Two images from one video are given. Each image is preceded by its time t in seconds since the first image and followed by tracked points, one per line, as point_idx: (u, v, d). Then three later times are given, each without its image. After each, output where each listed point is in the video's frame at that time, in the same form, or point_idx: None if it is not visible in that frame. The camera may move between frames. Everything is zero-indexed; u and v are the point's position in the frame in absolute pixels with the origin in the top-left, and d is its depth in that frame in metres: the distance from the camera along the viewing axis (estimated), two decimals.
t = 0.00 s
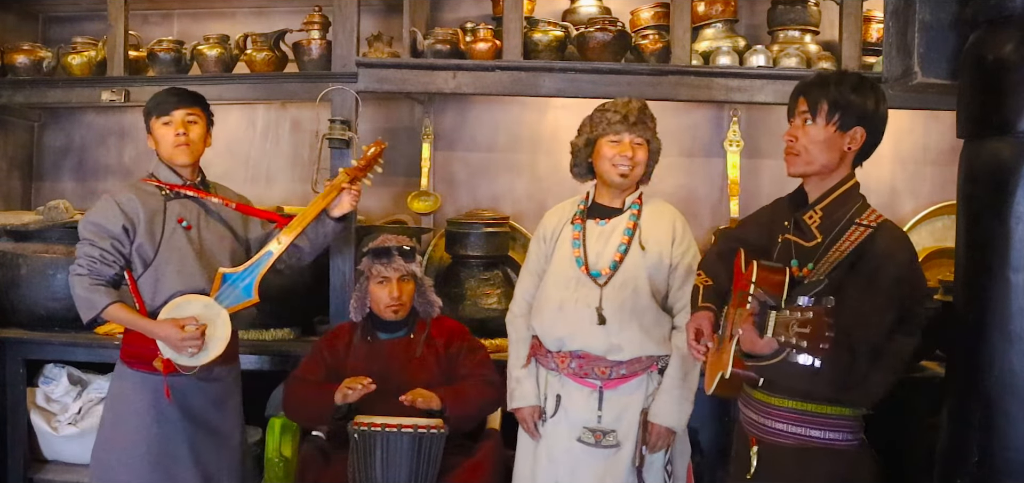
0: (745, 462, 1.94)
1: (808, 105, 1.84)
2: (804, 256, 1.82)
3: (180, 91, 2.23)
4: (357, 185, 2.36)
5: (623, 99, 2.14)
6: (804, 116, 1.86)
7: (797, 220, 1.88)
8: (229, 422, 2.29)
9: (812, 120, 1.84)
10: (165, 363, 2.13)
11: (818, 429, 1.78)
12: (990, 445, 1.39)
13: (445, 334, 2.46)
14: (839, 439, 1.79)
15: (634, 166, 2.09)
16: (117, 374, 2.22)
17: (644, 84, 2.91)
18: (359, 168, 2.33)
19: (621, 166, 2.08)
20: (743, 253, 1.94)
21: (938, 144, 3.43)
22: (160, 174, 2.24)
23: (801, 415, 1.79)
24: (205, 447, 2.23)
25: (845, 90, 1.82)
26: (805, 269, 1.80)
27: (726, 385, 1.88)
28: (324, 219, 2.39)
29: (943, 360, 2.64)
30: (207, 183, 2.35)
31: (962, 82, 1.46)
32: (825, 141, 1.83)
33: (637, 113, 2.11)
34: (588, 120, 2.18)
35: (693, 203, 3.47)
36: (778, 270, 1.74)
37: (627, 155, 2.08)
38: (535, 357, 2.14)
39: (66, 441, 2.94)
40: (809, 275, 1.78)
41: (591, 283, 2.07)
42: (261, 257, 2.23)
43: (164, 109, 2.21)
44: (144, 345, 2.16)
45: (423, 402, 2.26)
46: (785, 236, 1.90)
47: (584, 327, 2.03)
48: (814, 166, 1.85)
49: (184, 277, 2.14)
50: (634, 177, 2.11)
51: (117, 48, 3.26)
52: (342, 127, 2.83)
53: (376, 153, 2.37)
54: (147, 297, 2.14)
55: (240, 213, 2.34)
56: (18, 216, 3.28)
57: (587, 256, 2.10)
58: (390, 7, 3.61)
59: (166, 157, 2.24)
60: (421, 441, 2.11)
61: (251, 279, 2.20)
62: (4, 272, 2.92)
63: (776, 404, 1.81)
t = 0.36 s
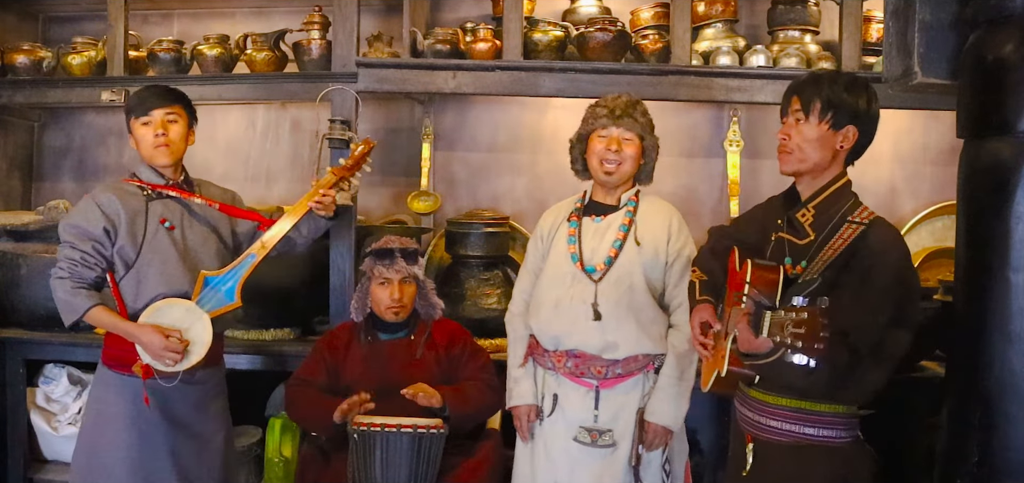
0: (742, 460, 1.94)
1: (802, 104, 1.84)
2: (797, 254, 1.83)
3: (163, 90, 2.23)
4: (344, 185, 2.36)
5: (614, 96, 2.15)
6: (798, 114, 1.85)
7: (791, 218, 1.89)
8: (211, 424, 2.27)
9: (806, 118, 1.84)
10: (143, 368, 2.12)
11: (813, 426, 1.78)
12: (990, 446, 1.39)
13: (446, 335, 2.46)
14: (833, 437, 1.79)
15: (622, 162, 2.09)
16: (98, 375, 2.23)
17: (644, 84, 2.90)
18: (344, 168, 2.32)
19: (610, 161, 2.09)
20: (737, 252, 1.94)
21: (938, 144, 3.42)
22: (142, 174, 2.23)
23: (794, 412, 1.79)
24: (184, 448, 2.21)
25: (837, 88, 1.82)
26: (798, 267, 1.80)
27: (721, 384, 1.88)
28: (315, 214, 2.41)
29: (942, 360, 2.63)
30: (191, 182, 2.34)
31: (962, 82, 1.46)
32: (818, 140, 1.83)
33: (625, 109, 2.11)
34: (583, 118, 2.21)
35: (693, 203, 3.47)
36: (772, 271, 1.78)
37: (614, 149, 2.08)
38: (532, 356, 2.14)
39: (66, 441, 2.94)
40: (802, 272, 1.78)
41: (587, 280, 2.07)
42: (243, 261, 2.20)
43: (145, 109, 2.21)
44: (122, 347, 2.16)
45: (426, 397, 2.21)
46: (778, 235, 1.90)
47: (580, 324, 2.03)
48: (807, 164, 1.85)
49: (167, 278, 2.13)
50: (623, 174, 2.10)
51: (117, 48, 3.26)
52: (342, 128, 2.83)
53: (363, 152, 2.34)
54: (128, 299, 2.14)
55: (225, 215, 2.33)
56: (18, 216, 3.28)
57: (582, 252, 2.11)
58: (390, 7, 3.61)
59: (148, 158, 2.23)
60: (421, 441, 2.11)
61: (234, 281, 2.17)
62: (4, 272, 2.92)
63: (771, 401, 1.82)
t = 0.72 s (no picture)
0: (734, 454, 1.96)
1: (790, 107, 1.84)
2: (787, 254, 1.84)
3: (147, 89, 2.22)
4: (338, 182, 2.34)
5: (602, 96, 2.16)
6: (787, 117, 1.85)
7: (783, 220, 1.90)
8: (202, 428, 2.27)
9: (794, 121, 1.84)
10: (131, 371, 2.11)
11: (800, 423, 1.78)
12: (990, 445, 1.39)
13: (445, 334, 2.46)
14: (821, 435, 1.78)
15: (612, 160, 2.09)
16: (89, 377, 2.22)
17: (644, 84, 2.91)
18: (338, 165, 2.31)
19: (599, 160, 2.09)
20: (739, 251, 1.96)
21: (938, 144, 3.43)
22: (129, 174, 2.22)
23: (781, 408, 1.79)
24: (175, 450, 2.21)
25: (825, 90, 1.82)
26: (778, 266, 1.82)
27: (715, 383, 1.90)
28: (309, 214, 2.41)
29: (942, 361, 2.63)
30: (179, 181, 2.33)
31: (962, 82, 1.46)
32: (807, 142, 1.83)
33: (611, 108, 2.11)
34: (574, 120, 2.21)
35: (693, 203, 3.47)
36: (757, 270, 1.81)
37: (603, 148, 2.08)
38: (530, 355, 2.14)
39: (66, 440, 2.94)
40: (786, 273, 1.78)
41: (582, 279, 2.07)
42: (233, 261, 2.22)
43: (128, 108, 2.19)
44: (111, 348, 2.15)
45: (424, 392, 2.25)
46: (773, 236, 1.91)
47: (576, 323, 2.03)
48: (796, 166, 1.85)
49: (157, 279, 2.13)
50: (614, 172, 2.10)
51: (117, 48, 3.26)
52: (342, 128, 2.83)
53: (358, 148, 2.36)
54: (117, 300, 2.13)
55: (217, 215, 2.33)
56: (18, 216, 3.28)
57: (577, 252, 2.10)
58: (391, 7, 3.61)
59: (135, 158, 2.22)
60: (421, 441, 2.11)
61: (222, 283, 2.19)
62: (4, 272, 2.92)
63: (759, 396, 1.83)
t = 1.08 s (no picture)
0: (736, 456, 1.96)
1: (788, 103, 1.85)
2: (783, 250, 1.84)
3: (148, 89, 2.23)
4: (339, 181, 2.33)
5: (594, 97, 2.15)
6: (785, 114, 1.86)
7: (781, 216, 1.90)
8: (206, 427, 2.27)
9: (792, 117, 1.84)
10: (138, 370, 2.12)
11: (796, 425, 1.78)
12: (990, 444, 1.39)
13: (445, 334, 2.46)
14: (817, 435, 1.78)
15: (608, 161, 2.09)
16: (95, 376, 2.22)
17: (644, 84, 2.91)
18: (337, 164, 2.30)
19: (595, 162, 2.09)
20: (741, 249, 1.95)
21: (938, 144, 3.43)
22: (132, 175, 2.23)
23: (779, 410, 1.80)
24: (180, 450, 2.21)
25: (823, 86, 1.82)
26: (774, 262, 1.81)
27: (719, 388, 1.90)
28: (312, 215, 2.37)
29: (942, 360, 2.63)
30: (182, 181, 2.33)
31: (962, 82, 1.46)
32: (804, 138, 1.83)
33: (605, 109, 2.11)
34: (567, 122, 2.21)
35: (693, 203, 3.47)
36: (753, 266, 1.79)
37: (598, 150, 2.08)
38: (529, 356, 2.14)
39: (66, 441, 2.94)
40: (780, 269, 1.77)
41: (581, 282, 2.07)
42: (238, 259, 2.20)
43: (130, 108, 2.20)
44: (117, 348, 2.16)
45: (428, 399, 2.24)
46: (772, 232, 1.91)
47: (576, 325, 2.03)
48: (795, 162, 1.85)
49: (161, 278, 2.13)
50: (610, 173, 2.10)
51: (117, 48, 3.26)
52: (342, 128, 2.83)
53: (356, 147, 2.34)
54: (123, 300, 2.14)
55: (221, 215, 2.33)
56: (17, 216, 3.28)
57: (575, 254, 2.10)
58: (391, 7, 3.61)
59: (137, 157, 2.23)
60: (421, 441, 2.11)
61: (227, 282, 2.18)
62: (4, 272, 2.92)
63: (759, 399, 1.84)
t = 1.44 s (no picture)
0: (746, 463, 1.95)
1: (794, 102, 1.85)
2: (791, 253, 1.85)
3: (160, 90, 2.24)
4: (346, 182, 2.34)
5: (598, 97, 2.14)
6: (791, 113, 1.86)
7: (788, 219, 1.91)
8: (216, 425, 2.27)
9: (798, 117, 1.84)
10: (148, 365, 2.12)
11: (810, 428, 1.78)
12: (989, 444, 1.39)
13: (445, 334, 2.47)
14: (832, 439, 1.78)
15: (611, 163, 2.09)
16: (107, 374, 2.22)
17: (644, 84, 2.91)
18: (346, 165, 2.30)
19: (599, 164, 2.09)
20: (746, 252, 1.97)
21: (938, 144, 3.43)
22: (143, 175, 2.22)
23: (792, 414, 1.79)
24: (192, 448, 2.21)
25: (830, 85, 1.82)
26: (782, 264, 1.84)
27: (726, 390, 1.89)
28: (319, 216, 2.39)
29: (942, 361, 2.64)
30: (192, 182, 2.33)
31: (962, 83, 1.46)
32: (812, 137, 1.83)
33: (609, 110, 2.11)
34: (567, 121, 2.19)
35: (692, 203, 3.47)
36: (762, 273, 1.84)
37: (603, 152, 2.08)
38: (529, 357, 2.14)
39: (66, 441, 2.94)
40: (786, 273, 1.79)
41: (582, 282, 2.07)
42: (246, 258, 2.19)
43: (143, 109, 2.21)
44: (127, 345, 2.16)
45: (429, 382, 2.25)
46: (778, 235, 1.92)
47: (577, 326, 2.03)
48: (801, 163, 1.85)
49: (170, 278, 2.13)
50: (613, 175, 2.10)
51: (117, 48, 3.25)
52: (342, 128, 2.83)
53: (364, 149, 2.29)
54: (132, 299, 2.13)
55: (230, 215, 2.33)
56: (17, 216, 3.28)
57: (576, 255, 2.10)
58: (390, 7, 3.61)
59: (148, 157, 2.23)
60: (421, 441, 2.11)
61: (237, 279, 2.18)
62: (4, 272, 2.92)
63: (769, 403, 1.83)
